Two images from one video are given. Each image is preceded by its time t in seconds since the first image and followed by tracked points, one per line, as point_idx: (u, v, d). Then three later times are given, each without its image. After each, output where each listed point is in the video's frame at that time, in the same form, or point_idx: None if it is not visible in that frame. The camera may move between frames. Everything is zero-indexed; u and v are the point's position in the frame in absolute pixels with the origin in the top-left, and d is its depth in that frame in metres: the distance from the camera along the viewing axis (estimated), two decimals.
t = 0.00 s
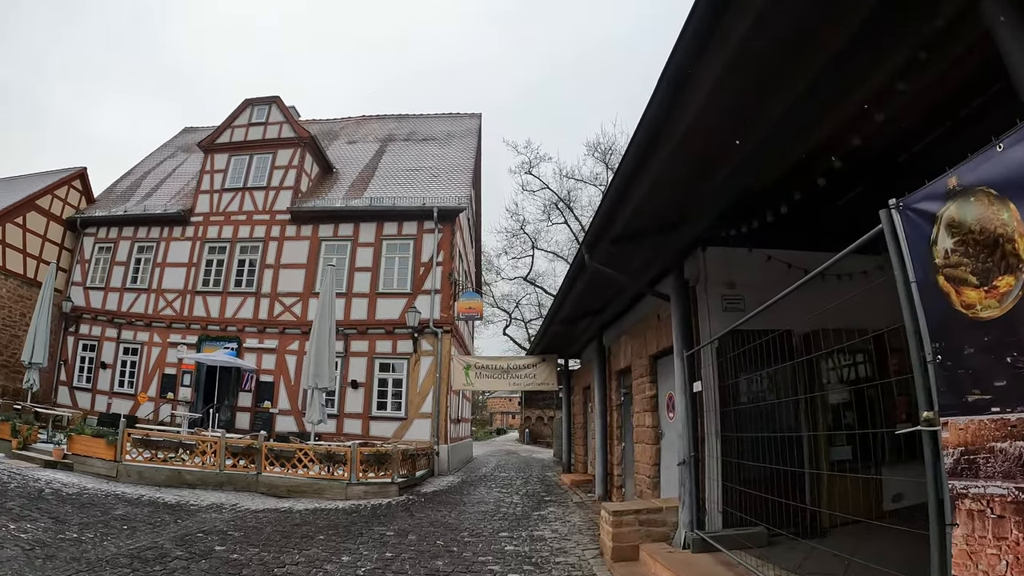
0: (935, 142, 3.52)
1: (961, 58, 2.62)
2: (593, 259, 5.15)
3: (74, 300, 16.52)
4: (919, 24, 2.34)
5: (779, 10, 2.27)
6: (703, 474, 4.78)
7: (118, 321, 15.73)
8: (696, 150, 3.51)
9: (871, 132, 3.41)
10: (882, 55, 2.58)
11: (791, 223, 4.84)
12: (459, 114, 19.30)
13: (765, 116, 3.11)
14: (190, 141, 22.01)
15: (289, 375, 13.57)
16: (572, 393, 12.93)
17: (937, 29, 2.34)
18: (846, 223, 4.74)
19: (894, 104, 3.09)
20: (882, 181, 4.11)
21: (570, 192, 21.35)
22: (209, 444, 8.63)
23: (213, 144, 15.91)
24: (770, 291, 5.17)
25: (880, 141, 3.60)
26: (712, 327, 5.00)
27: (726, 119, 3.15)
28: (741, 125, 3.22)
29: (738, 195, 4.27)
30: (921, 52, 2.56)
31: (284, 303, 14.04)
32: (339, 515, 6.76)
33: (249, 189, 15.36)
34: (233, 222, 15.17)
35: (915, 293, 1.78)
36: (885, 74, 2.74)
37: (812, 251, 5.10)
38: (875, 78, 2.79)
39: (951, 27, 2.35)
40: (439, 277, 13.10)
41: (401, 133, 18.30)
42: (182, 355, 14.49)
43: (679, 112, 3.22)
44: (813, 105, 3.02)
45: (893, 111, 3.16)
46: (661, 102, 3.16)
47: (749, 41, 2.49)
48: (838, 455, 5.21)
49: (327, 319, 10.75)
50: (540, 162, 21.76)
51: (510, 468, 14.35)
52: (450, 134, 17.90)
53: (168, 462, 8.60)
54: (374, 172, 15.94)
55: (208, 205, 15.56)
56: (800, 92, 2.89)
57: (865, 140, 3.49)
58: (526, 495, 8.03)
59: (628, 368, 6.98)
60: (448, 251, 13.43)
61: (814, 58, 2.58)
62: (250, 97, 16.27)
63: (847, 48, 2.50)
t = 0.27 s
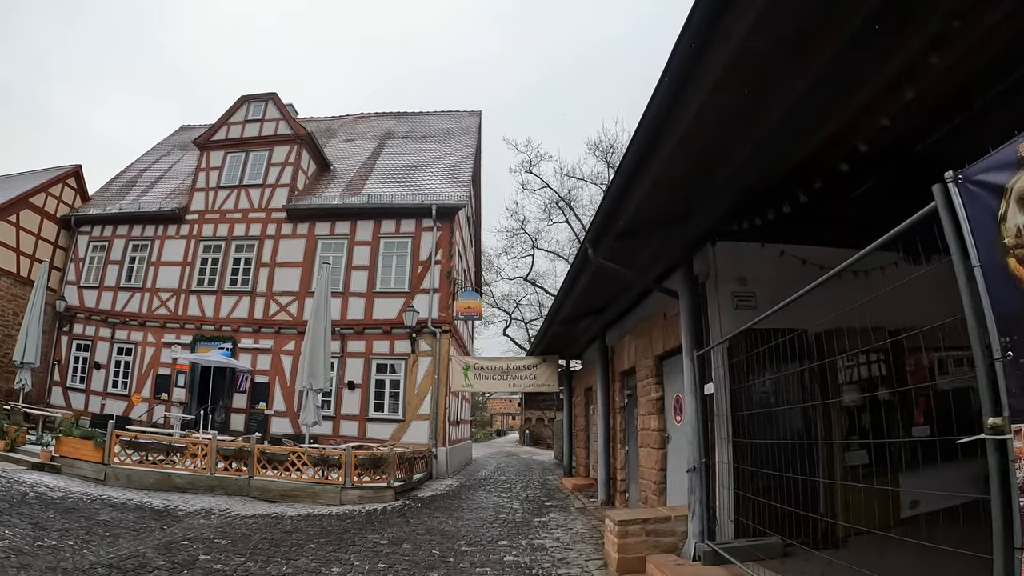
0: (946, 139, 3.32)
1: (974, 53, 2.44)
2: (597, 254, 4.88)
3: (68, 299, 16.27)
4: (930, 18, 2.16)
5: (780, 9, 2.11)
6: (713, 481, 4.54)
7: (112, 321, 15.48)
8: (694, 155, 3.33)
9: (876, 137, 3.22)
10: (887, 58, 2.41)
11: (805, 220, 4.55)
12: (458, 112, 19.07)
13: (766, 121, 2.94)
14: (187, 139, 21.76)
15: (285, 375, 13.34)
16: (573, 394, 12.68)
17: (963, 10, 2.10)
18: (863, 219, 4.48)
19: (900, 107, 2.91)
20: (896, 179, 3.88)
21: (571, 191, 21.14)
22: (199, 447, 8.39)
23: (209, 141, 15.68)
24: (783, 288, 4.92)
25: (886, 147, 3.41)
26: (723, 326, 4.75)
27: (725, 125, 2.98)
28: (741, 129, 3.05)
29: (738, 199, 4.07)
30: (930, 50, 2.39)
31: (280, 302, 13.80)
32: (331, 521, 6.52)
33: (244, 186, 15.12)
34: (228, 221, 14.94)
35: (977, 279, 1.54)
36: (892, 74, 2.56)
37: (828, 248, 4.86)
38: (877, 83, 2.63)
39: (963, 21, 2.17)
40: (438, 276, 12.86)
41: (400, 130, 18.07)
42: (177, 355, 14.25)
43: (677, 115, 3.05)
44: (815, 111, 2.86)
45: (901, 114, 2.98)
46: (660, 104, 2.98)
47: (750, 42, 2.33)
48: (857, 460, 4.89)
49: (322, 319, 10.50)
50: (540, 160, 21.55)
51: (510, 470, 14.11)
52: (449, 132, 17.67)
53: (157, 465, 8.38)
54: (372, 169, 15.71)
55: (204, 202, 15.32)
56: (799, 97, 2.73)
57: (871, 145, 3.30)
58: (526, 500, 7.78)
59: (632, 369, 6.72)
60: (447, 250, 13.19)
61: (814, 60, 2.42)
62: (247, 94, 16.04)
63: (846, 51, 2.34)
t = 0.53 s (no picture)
0: (958, 128, 3.21)
1: (994, 27, 2.34)
2: (603, 241, 4.63)
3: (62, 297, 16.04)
4: None
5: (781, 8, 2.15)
6: (726, 480, 4.31)
7: (107, 318, 15.25)
8: (700, 150, 3.35)
9: (881, 133, 3.25)
10: (886, 52, 2.47)
11: (820, 208, 4.32)
12: (458, 108, 18.86)
13: (770, 114, 2.96)
14: (185, 136, 21.53)
15: (281, 374, 13.11)
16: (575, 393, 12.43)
17: None
18: (882, 206, 4.25)
19: (905, 100, 2.92)
20: (911, 169, 3.71)
21: (572, 189, 20.92)
22: (192, 446, 8.16)
23: (206, 136, 15.48)
24: (799, 279, 4.69)
25: (890, 143, 3.42)
26: (735, 319, 4.52)
27: (730, 118, 3.00)
28: (745, 122, 3.06)
29: (740, 195, 4.07)
30: (934, 40, 2.41)
31: (276, 299, 13.58)
32: (326, 522, 6.29)
33: (241, 182, 14.90)
34: (225, 217, 14.71)
35: None
36: (896, 63, 2.56)
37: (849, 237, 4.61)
38: (875, 79, 2.70)
39: (966, 10, 2.19)
40: (438, 272, 12.64)
41: (399, 127, 17.86)
42: (172, 353, 14.01)
43: (678, 112, 3.07)
44: (817, 106, 2.91)
45: (905, 109, 3.00)
46: (662, 101, 2.99)
47: (751, 39, 2.36)
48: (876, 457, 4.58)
49: (319, 316, 10.27)
50: (541, 158, 21.33)
51: (511, 471, 13.83)
52: (448, 128, 17.46)
53: (147, 464, 8.16)
54: (371, 165, 15.50)
55: (200, 198, 15.10)
56: (801, 92, 2.78)
57: (876, 140, 3.32)
58: (528, 501, 7.54)
59: (638, 365, 6.50)
60: (446, 246, 12.97)
61: (815, 56, 2.48)
62: (244, 89, 15.82)
63: (845, 49, 2.41)
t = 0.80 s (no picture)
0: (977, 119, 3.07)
1: None
2: (614, 230, 4.34)
3: (57, 295, 15.79)
4: None
5: (783, 13, 2.13)
6: (744, 485, 4.04)
7: (102, 317, 15.00)
8: (703, 152, 3.30)
9: (890, 132, 3.19)
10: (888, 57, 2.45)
11: (842, 198, 4.08)
12: (459, 104, 18.60)
13: (775, 115, 2.91)
14: (182, 133, 21.28)
15: (278, 373, 12.85)
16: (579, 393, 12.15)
17: None
18: (909, 196, 4.00)
19: (915, 97, 2.86)
20: (933, 157, 3.52)
21: (574, 187, 20.66)
22: (183, 447, 7.89)
23: (203, 132, 15.23)
24: (821, 272, 4.41)
25: (900, 140, 3.35)
26: (752, 314, 4.25)
27: (732, 122, 2.97)
28: (751, 122, 3.01)
29: (745, 194, 3.95)
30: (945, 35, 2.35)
31: (273, 297, 13.31)
32: (321, 528, 6.02)
33: (238, 178, 14.65)
34: (221, 213, 14.46)
35: None
36: (906, 60, 2.49)
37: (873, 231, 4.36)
38: (877, 84, 2.68)
39: None
40: (438, 270, 12.38)
41: (399, 123, 17.61)
42: (167, 352, 13.76)
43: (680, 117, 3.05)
44: (820, 110, 2.87)
45: (917, 107, 2.94)
46: (664, 104, 2.94)
47: (755, 42, 2.33)
48: (901, 460, 4.20)
49: (316, 314, 10.00)
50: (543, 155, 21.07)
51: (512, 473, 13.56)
52: (449, 124, 17.20)
53: (137, 466, 7.90)
54: (371, 162, 15.25)
55: (196, 195, 14.85)
56: (802, 99, 2.76)
57: (883, 140, 3.26)
58: (531, 505, 7.28)
59: (646, 364, 6.24)
60: (447, 243, 12.70)
61: (816, 63, 2.46)
62: (242, 84, 15.57)
63: (845, 54, 2.40)
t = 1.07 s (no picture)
0: (994, 106, 2.95)
1: None
2: (621, 221, 4.10)
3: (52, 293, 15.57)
4: None
5: (785, 14, 2.17)
6: (760, 489, 3.83)
7: (96, 315, 14.78)
8: (706, 156, 3.33)
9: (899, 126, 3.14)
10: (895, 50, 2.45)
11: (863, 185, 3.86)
12: (459, 101, 18.40)
13: (780, 111, 2.88)
14: (180, 130, 21.06)
15: (274, 373, 12.62)
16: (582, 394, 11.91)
17: None
18: (934, 180, 3.77)
19: (938, 77, 2.73)
20: (951, 144, 3.38)
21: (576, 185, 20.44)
22: (174, 447, 7.66)
23: (200, 128, 15.02)
24: (840, 264, 4.18)
25: (928, 119, 3.13)
26: (768, 308, 4.02)
27: (737, 118, 2.93)
28: (755, 118, 2.97)
29: (755, 187, 3.82)
30: (958, 23, 2.30)
31: (269, 295, 13.09)
32: (314, 532, 5.79)
33: (235, 174, 14.43)
34: (218, 210, 14.24)
35: None
36: (912, 56, 2.49)
37: (895, 223, 4.14)
38: (880, 82, 2.70)
39: None
40: (437, 267, 12.17)
41: (399, 120, 17.39)
42: (162, 351, 13.54)
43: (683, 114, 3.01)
44: (819, 110, 2.92)
45: (920, 102, 2.93)
46: (669, 103, 2.94)
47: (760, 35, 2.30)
48: (924, 462, 3.59)
49: (312, 312, 9.76)
50: (544, 153, 20.85)
51: (513, 475, 13.33)
52: (449, 121, 16.99)
53: (127, 467, 7.69)
54: (370, 158, 15.04)
55: (193, 192, 14.63)
56: (804, 95, 2.76)
57: (910, 118, 3.05)
58: (533, 509, 7.06)
59: (652, 363, 6.02)
60: (447, 241, 12.48)
61: (823, 54, 2.43)
62: (239, 80, 15.36)
63: (850, 52, 2.41)
